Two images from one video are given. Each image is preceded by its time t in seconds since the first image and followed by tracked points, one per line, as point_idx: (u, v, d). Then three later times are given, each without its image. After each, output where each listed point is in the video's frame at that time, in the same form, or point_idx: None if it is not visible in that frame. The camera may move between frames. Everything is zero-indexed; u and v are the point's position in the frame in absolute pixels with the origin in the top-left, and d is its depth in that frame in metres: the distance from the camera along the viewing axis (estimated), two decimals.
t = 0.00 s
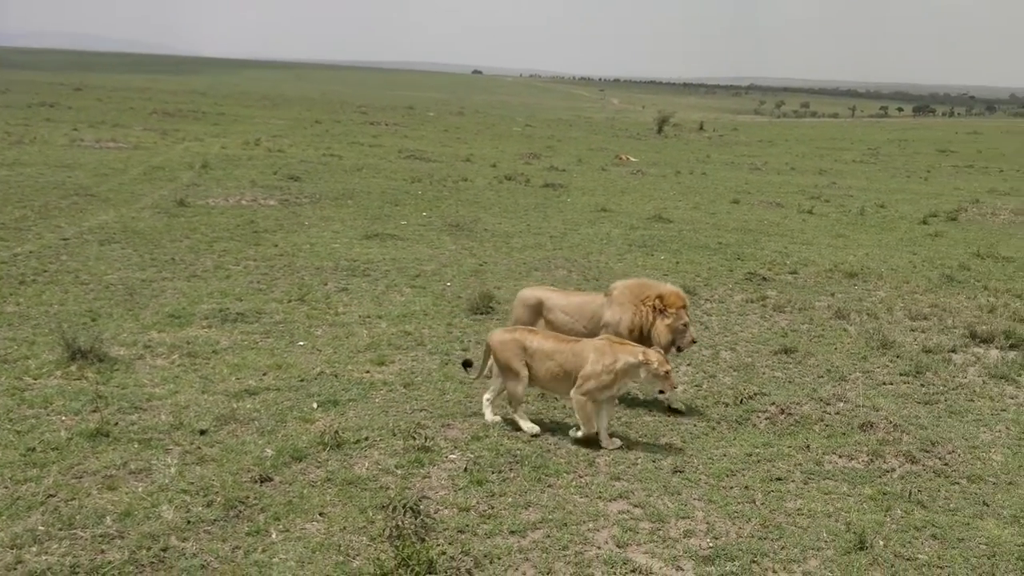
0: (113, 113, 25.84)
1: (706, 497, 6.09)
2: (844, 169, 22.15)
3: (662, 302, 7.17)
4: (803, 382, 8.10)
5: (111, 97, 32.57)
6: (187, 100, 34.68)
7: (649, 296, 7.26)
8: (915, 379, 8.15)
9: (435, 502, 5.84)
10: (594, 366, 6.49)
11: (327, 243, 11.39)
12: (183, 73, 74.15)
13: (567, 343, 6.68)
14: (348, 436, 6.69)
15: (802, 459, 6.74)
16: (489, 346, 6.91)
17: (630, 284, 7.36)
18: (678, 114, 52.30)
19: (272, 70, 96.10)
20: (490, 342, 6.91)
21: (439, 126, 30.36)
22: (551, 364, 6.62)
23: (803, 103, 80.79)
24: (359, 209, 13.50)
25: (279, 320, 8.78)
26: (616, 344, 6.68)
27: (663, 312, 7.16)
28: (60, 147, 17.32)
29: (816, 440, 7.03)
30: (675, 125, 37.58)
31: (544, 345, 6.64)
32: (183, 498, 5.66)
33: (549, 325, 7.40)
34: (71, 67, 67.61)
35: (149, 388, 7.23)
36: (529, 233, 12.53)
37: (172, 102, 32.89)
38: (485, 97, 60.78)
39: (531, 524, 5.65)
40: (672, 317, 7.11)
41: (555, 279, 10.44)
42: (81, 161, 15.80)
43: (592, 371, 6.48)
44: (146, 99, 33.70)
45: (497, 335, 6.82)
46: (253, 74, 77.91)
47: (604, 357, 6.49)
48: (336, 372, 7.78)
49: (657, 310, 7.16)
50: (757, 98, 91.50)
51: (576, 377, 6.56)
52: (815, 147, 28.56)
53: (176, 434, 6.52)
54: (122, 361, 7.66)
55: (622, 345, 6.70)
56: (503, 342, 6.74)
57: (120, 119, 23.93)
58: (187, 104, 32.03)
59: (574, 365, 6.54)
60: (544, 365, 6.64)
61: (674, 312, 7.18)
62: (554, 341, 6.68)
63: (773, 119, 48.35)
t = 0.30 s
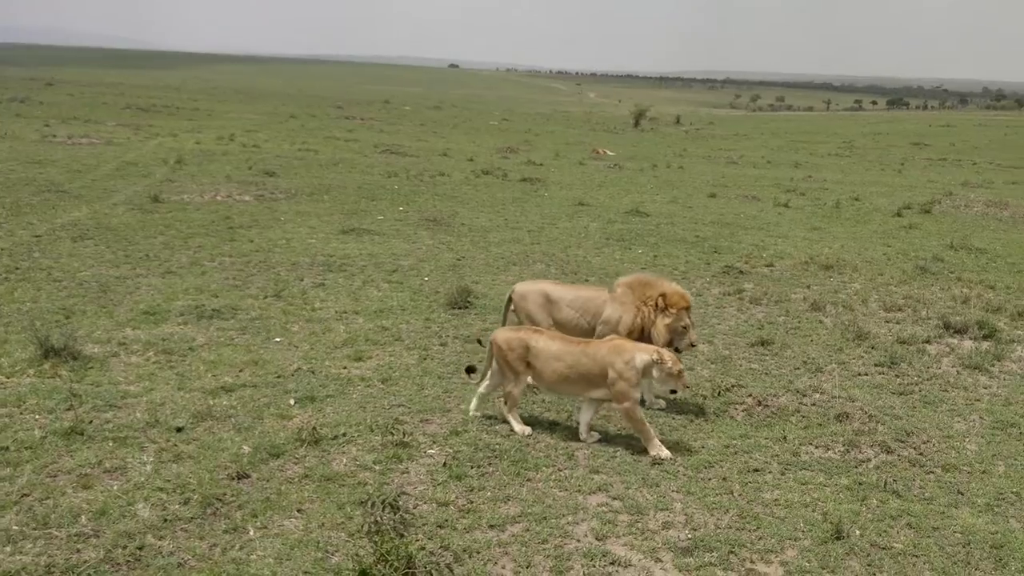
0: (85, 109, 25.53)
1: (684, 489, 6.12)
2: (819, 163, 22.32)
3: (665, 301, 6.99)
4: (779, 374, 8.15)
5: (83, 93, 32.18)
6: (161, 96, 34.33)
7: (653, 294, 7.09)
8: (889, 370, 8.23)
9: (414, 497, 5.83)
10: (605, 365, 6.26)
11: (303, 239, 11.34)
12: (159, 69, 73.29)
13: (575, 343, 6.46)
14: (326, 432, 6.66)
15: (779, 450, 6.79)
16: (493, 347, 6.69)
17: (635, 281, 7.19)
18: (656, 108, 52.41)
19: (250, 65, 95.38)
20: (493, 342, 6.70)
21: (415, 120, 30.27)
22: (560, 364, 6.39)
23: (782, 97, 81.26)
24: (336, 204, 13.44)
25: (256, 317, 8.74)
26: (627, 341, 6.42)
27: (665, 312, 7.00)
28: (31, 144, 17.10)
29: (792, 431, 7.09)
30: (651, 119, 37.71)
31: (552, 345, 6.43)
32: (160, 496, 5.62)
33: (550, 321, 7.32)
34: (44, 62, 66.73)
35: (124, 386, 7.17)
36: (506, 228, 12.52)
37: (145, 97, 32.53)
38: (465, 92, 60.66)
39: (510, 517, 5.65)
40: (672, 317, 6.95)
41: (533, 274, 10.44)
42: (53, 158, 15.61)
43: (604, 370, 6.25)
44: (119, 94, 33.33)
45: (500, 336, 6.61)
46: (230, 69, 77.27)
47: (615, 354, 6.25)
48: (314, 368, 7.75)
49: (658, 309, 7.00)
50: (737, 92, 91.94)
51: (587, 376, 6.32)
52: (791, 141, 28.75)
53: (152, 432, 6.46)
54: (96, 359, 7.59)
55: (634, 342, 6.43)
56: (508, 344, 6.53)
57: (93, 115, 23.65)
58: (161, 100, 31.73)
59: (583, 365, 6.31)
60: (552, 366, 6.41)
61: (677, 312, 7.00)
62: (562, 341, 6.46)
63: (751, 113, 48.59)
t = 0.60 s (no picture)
0: (66, 106, 25.32)
1: (669, 484, 6.14)
2: (803, 157, 22.43)
3: (674, 301, 7.03)
4: (763, 369, 8.19)
5: (62, 90, 31.90)
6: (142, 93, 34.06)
7: (661, 293, 7.12)
8: (872, 364, 8.28)
9: (400, 496, 5.82)
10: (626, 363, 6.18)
11: (287, 237, 11.29)
12: (142, 65, 72.65)
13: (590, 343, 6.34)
14: (311, 431, 6.64)
15: (764, 444, 6.83)
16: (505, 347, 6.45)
17: (642, 279, 7.19)
18: (641, 103, 52.44)
19: (235, 60, 94.82)
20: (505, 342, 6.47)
21: (399, 117, 30.20)
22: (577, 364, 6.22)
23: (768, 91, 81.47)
24: (320, 201, 13.40)
25: (240, 315, 8.71)
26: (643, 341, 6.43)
27: (673, 312, 7.04)
28: (11, 142, 16.94)
29: (776, 426, 7.13)
30: (635, 114, 37.75)
31: (569, 344, 6.27)
32: (144, 497, 5.59)
33: (557, 324, 7.18)
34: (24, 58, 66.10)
35: (107, 386, 7.12)
36: (491, 225, 12.52)
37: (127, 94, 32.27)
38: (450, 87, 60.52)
39: (496, 515, 5.65)
40: (681, 317, 7.00)
41: (517, 271, 10.44)
42: (33, 156, 15.48)
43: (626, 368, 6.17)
44: (99, 92, 33.05)
45: (514, 335, 6.42)
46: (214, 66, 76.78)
47: (637, 352, 6.23)
48: (298, 367, 7.73)
49: (667, 309, 7.05)
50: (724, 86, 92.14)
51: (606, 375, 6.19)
52: (774, 136, 28.86)
53: (135, 433, 6.43)
54: (78, 359, 7.54)
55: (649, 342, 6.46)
56: (523, 341, 6.33)
57: (73, 113, 23.45)
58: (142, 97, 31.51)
59: (602, 362, 6.18)
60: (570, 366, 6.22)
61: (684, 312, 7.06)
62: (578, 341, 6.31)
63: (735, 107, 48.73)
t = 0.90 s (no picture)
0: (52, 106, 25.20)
1: (659, 481, 6.15)
2: (791, 154, 22.50)
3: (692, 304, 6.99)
4: (752, 365, 8.21)
5: (49, 90, 31.75)
6: (128, 92, 33.86)
7: (677, 296, 7.10)
8: (860, 359, 8.31)
9: (390, 494, 5.82)
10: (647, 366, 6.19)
11: (275, 236, 11.27)
12: (129, 64, 72.27)
13: (613, 345, 6.34)
14: (300, 430, 6.63)
15: (753, 440, 6.86)
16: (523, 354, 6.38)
17: (659, 281, 7.19)
18: (631, 101, 52.50)
19: (224, 59, 94.46)
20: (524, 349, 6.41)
21: (387, 115, 30.15)
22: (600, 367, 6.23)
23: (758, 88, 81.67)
24: (308, 200, 13.37)
25: (228, 314, 8.68)
26: (664, 342, 6.40)
27: (689, 315, 6.99)
28: None
29: (765, 422, 7.15)
30: (623, 111, 37.81)
31: (590, 347, 6.28)
32: (133, 497, 5.58)
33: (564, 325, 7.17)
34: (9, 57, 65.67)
35: (95, 386, 7.10)
36: (480, 222, 12.52)
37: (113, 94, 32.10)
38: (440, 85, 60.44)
39: (485, 513, 5.65)
40: (696, 321, 6.94)
41: (506, 269, 10.43)
42: (20, 156, 15.38)
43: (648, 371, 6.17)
44: (85, 91, 32.84)
45: (533, 342, 6.36)
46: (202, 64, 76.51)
47: (658, 355, 6.22)
48: (287, 366, 7.72)
49: (684, 312, 6.99)
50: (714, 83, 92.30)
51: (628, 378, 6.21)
52: (762, 132, 28.96)
53: (123, 433, 6.41)
54: (66, 359, 7.51)
55: (670, 343, 6.43)
56: (544, 348, 6.29)
57: (59, 112, 23.32)
58: (129, 96, 31.36)
59: (626, 366, 6.21)
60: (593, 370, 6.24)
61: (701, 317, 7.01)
62: (600, 343, 6.31)
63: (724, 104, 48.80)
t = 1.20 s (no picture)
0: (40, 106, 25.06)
1: (651, 478, 6.16)
2: (780, 151, 22.56)
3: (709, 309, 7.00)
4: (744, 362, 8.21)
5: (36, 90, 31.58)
6: (117, 91, 33.68)
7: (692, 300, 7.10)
8: (851, 355, 8.34)
9: (382, 494, 5.81)
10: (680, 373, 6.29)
11: (265, 235, 11.24)
12: (118, 63, 71.87)
13: (650, 349, 6.46)
14: (291, 430, 6.61)
15: (745, 437, 6.88)
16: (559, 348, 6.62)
17: (676, 284, 7.19)
18: (621, 99, 52.46)
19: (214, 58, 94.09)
20: (559, 343, 6.64)
21: (377, 113, 30.10)
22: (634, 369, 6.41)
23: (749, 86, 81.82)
24: (299, 199, 13.33)
25: (219, 314, 8.65)
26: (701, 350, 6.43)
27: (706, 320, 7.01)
28: None
29: (758, 419, 7.17)
30: (613, 109, 37.83)
31: (625, 350, 6.44)
32: (123, 498, 5.55)
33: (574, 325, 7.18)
34: None
35: (85, 387, 7.06)
36: (471, 221, 12.50)
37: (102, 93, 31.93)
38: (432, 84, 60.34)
39: (478, 512, 5.65)
40: (714, 327, 6.97)
41: (497, 268, 10.42)
42: (8, 156, 15.29)
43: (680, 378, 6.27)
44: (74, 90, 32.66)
45: (569, 338, 6.56)
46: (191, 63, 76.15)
47: (690, 363, 6.28)
48: (278, 365, 7.69)
49: (701, 317, 7.01)
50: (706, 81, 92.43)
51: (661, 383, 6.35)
52: (753, 130, 29.01)
53: (114, 434, 6.38)
54: (55, 360, 7.47)
55: (707, 350, 6.45)
56: (580, 348, 6.49)
57: (47, 112, 23.19)
58: (118, 96, 31.19)
59: (657, 371, 6.35)
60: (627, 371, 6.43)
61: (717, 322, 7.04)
62: (636, 346, 6.46)
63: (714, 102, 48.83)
